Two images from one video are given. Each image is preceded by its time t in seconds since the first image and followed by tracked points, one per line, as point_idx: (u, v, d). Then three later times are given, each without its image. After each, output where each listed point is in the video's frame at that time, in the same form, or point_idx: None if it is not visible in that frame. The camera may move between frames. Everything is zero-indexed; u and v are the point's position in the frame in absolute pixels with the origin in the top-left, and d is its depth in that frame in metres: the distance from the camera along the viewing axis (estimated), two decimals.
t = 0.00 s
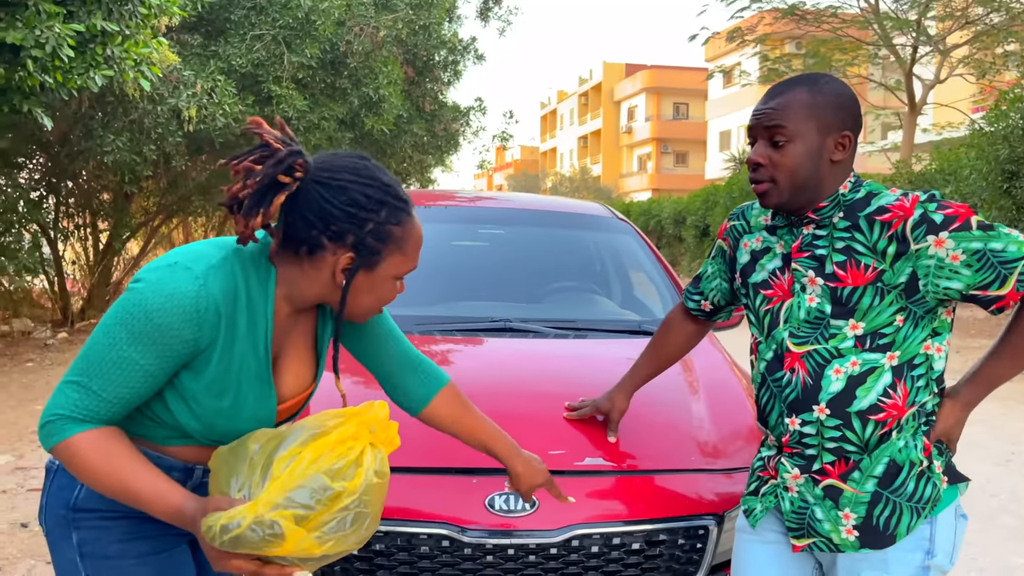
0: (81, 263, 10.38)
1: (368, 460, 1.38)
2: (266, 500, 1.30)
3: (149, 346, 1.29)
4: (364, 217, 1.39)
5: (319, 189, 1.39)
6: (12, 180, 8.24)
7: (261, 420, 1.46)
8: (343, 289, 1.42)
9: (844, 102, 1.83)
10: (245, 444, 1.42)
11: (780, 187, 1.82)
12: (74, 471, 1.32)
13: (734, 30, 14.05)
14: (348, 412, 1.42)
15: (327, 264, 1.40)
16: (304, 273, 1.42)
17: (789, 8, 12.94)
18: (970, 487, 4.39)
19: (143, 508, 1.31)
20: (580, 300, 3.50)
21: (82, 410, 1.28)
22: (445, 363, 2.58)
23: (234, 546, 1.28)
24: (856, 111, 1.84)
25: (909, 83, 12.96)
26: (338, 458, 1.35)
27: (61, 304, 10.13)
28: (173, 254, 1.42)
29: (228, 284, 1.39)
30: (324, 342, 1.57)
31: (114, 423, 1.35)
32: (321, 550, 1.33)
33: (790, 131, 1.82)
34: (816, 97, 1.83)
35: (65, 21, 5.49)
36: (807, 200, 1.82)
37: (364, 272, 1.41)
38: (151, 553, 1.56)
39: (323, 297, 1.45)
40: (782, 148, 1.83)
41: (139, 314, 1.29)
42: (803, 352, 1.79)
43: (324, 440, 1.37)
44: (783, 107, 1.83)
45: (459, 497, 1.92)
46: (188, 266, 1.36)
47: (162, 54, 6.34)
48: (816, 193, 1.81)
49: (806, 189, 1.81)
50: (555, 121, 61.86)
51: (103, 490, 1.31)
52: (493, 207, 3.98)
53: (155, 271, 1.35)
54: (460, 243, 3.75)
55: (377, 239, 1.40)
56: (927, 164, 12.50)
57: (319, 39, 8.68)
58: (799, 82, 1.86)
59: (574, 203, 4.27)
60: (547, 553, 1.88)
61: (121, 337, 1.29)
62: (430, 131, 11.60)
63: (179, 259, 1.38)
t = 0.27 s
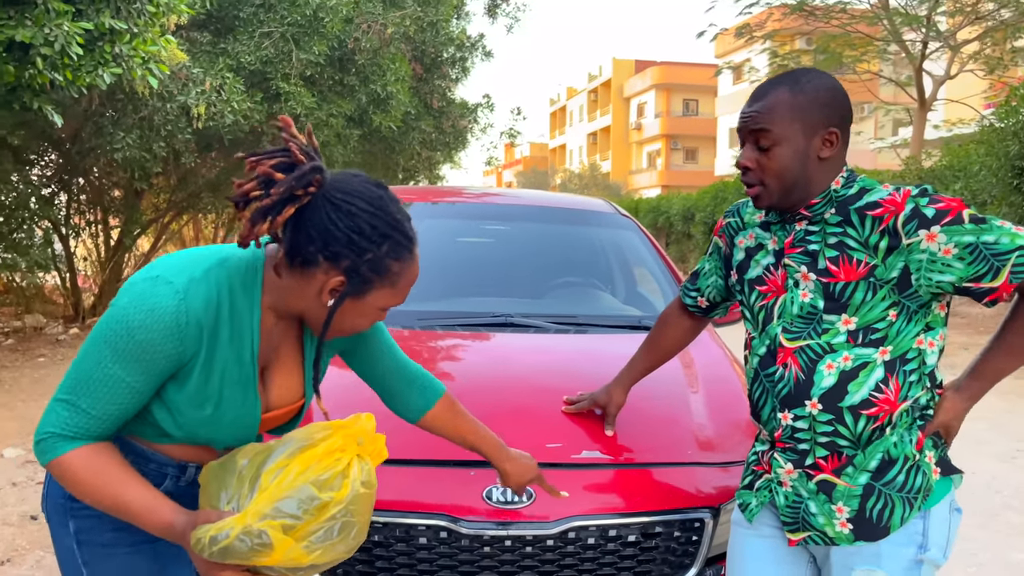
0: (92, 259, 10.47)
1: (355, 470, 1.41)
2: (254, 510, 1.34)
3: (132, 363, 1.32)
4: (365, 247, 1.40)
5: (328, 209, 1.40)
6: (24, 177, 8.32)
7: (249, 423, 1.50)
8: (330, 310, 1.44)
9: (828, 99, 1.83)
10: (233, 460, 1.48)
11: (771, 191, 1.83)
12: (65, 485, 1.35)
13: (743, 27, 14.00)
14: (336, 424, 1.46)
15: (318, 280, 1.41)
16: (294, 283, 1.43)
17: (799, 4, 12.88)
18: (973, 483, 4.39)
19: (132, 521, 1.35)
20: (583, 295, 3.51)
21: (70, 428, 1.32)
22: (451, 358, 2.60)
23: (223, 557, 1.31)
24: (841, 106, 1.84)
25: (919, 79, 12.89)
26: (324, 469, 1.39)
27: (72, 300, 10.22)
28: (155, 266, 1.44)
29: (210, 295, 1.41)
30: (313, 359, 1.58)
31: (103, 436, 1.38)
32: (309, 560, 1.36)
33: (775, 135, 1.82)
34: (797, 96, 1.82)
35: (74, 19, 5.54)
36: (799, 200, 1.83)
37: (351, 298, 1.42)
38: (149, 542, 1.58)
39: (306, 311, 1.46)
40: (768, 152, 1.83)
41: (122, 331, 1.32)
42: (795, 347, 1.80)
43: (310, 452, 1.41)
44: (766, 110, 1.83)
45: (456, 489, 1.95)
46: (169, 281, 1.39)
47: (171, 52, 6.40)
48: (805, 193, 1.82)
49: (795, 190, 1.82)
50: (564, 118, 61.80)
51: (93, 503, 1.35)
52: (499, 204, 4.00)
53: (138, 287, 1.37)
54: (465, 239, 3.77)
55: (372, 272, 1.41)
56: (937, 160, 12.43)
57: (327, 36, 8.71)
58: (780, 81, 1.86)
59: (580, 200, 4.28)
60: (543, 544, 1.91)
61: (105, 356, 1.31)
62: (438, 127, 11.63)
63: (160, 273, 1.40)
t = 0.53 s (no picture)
0: (104, 255, 10.55)
1: (341, 489, 1.49)
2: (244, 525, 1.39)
3: (117, 374, 1.35)
4: (348, 256, 1.43)
5: (310, 221, 1.43)
6: (35, 175, 8.40)
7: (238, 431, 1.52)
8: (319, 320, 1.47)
9: (804, 103, 1.81)
10: (221, 474, 1.54)
11: (761, 200, 1.83)
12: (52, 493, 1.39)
13: (752, 23, 13.96)
14: (323, 444, 1.53)
15: (305, 291, 1.43)
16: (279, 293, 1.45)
17: None
18: (977, 481, 4.39)
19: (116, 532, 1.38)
20: (585, 292, 3.53)
21: (55, 438, 1.35)
22: (451, 354, 2.62)
23: (212, 570, 1.36)
24: (819, 108, 1.82)
25: (929, 75, 12.83)
26: (312, 487, 1.46)
27: (83, 296, 10.30)
28: (145, 278, 1.46)
29: (198, 307, 1.44)
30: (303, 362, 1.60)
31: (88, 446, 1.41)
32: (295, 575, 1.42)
33: (755, 147, 1.80)
34: (774, 107, 1.80)
35: (82, 18, 5.59)
36: (788, 207, 1.82)
37: (339, 307, 1.46)
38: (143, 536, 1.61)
39: (295, 318, 1.48)
40: (751, 163, 1.82)
41: (109, 343, 1.35)
42: (792, 345, 1.78)
43: (299, 470, 1.48)
44: (744, 122, 1.82)
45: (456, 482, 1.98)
46: (156, 292, 1.41)
47: (179, 50, 6.45)
48: (793, 200, 1.81)
49: (784, 197, 1.81)
50: (574, 114, 61.73)
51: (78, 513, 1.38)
52: (503, 201, 4.03)
53: (125, 299, 1.40)
54: (469, 235, 3.80)
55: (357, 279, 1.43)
56: (947, 157, 12.37)
57: (335, 33, 8.74)
58: (755, 94, 1.84)
59: (583, 197, 4.30)
60: (540, 537, 1.94)
61: (91, 368, 1.35)
62: (445, 124, 11.65)
63: (148, 285, 1.43)
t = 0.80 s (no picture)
0: (112, 251, 10.61)
1: (341, 511, 1.51)
2: (247, 544, 1.43)
3: (127, 398, 1.36)
4: (364, 300, 1.40)
5: (327, 264, 1.39)
6: (45, 171, 8.47)
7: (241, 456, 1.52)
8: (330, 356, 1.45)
9: (825, 91, 1.81)
10: (222, 494, 1.60)
11: (767, 178, 1.81)
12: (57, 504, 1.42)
13: (760, 19, 13.93)
14: (323, 468, 1.56)
15: (317, 328, 1.41)
16: (292, 328, 1.43)
17: None
18: (979, 476, 4.39)
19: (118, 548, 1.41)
20: (587, 287, 3.56)
21: (65, 454, 1.37)
22: (454, 349, 2.64)
23: None
24: (840, 99, 1.82)
25: (937, 71, 12.78)
26: (313, 508, 1.48)
27: (92, 291, 10.36)
28: (163, 299, 1.45)
29: (211, 336, 1.42)
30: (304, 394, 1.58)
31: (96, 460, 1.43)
32: None
33: (774, 125, 1.80)
34: (798, 90, 1.80)
35: (90, 15, 5.63)
36: (794, 190, 1.80)
37: (350, 345, 1.43)
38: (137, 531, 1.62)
39: (306, 353, 1.47)
40: (767, 141, 1.81)
41: (121, 367, 1.35)
42: (789, 340, 1.76)
43: (298, 493, 1.50)
44: (766, 100, 1.81)
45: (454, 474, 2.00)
46: (173, 317, 1.40)
47: (185, 47, 6.50)
48: (802, 183, 1.79)
49: (792, 180, 1.79)
50: (582, 111, 61.66)
51: (82, 526, 1.41)
52: (509, 197, 4.05)
53: (142, 320, 1.39)
54: (474, 231, 3.82)
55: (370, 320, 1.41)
56: (955, 153, 12.31)
57: (341, 30, 8.77)
58: (780, 75, 1.84)
59: (587, 192, 4.32)
60: (537, 528, 1.97)
61: (102, 390, 1.35)
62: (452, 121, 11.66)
63: (165, 307, 1.42)
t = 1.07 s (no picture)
0: (120, 247, 10.68)
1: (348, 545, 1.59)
2: None
3: (144, 432, 1.38)
4: (381, 348, 1.40)
5: (349, 315, 1.39)
6: (53, 167, 8.53)
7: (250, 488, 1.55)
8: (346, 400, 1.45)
9: (823, 86, 1.84)
10: (234, 522, 1.66)
11: (767, 172, 1.83)
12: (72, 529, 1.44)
13: (765, 16, 13.92)
14: (331, 501, 1.64)
15: (331, 372, 1.41)
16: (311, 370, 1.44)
17: None
18: (979, 472, 4.42)
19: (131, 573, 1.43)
20: (588, 282, 3.59)
21: (83, 484, 1.40)
22: (459, 343, 2.68)
23: None
24: (838, 94, 1.85)
25: (943, 69, 12.76)
26: (323, 545, 1.56)
27: (100, 287, 10.43)
28: (178, 334, 1.47)
29: (226, 373, 1.45)
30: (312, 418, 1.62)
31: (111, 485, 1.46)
32: None
33: (772, 120, 1.83)
34: (796, 85, 1.83)
35: (98, 13, 5.68)
36: (794, 184, 1.82)
37: (364, 390, 1.44)
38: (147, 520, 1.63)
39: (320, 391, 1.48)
40: (766, 136, 1.84)
41: (139, 404, 1.37)
42: (787, 332, 1.79)
43: (308, 529, 1.57)
44: (764, 96, 1.84)
45: (456, 463, 2.04)
46: (190, 357, 1.42)
47: (192, 45, 6.55)
48: (802, 176, 1.82)
49: (792, 174, 1.82)
50: (588, 108, 61.62)
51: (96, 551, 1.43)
52: (513, 194, 4.08)
53: (158, 358, 1.41)
54: (478, 227, 3.85)
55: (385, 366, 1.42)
56: (961, 151, 12.29)
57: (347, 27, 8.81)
58: (778, 72, 1.87)
59: (590, 189, 4.35)
60: (537, 516, 2.00)
61: (120, 424, 1.38)
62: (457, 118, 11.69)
63: (181, 345, 1.44)
